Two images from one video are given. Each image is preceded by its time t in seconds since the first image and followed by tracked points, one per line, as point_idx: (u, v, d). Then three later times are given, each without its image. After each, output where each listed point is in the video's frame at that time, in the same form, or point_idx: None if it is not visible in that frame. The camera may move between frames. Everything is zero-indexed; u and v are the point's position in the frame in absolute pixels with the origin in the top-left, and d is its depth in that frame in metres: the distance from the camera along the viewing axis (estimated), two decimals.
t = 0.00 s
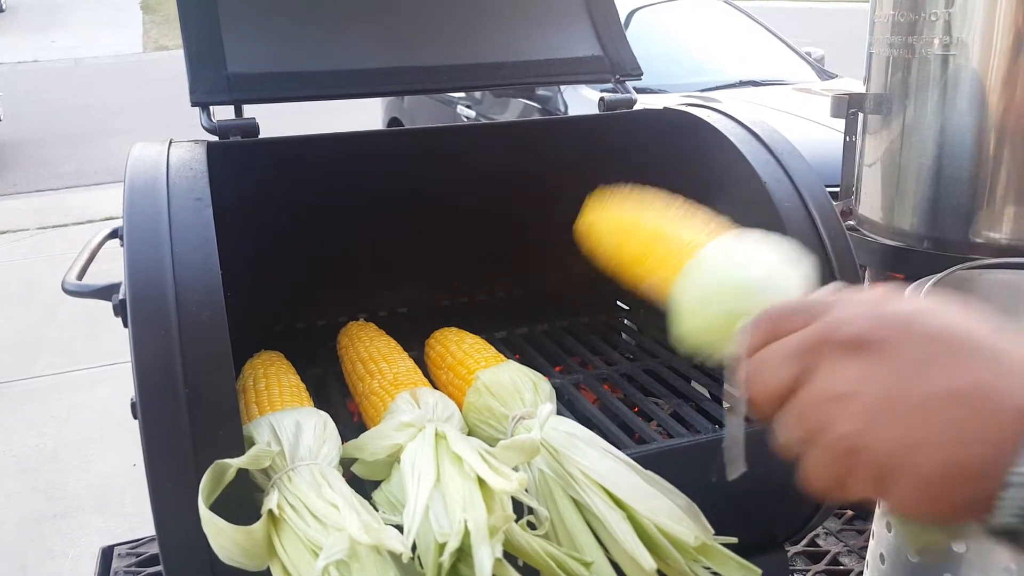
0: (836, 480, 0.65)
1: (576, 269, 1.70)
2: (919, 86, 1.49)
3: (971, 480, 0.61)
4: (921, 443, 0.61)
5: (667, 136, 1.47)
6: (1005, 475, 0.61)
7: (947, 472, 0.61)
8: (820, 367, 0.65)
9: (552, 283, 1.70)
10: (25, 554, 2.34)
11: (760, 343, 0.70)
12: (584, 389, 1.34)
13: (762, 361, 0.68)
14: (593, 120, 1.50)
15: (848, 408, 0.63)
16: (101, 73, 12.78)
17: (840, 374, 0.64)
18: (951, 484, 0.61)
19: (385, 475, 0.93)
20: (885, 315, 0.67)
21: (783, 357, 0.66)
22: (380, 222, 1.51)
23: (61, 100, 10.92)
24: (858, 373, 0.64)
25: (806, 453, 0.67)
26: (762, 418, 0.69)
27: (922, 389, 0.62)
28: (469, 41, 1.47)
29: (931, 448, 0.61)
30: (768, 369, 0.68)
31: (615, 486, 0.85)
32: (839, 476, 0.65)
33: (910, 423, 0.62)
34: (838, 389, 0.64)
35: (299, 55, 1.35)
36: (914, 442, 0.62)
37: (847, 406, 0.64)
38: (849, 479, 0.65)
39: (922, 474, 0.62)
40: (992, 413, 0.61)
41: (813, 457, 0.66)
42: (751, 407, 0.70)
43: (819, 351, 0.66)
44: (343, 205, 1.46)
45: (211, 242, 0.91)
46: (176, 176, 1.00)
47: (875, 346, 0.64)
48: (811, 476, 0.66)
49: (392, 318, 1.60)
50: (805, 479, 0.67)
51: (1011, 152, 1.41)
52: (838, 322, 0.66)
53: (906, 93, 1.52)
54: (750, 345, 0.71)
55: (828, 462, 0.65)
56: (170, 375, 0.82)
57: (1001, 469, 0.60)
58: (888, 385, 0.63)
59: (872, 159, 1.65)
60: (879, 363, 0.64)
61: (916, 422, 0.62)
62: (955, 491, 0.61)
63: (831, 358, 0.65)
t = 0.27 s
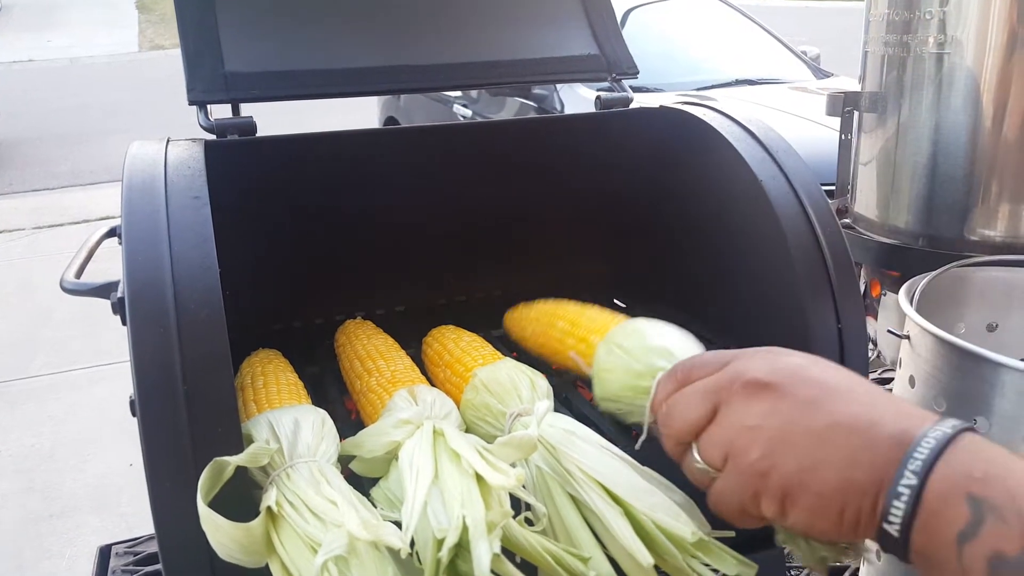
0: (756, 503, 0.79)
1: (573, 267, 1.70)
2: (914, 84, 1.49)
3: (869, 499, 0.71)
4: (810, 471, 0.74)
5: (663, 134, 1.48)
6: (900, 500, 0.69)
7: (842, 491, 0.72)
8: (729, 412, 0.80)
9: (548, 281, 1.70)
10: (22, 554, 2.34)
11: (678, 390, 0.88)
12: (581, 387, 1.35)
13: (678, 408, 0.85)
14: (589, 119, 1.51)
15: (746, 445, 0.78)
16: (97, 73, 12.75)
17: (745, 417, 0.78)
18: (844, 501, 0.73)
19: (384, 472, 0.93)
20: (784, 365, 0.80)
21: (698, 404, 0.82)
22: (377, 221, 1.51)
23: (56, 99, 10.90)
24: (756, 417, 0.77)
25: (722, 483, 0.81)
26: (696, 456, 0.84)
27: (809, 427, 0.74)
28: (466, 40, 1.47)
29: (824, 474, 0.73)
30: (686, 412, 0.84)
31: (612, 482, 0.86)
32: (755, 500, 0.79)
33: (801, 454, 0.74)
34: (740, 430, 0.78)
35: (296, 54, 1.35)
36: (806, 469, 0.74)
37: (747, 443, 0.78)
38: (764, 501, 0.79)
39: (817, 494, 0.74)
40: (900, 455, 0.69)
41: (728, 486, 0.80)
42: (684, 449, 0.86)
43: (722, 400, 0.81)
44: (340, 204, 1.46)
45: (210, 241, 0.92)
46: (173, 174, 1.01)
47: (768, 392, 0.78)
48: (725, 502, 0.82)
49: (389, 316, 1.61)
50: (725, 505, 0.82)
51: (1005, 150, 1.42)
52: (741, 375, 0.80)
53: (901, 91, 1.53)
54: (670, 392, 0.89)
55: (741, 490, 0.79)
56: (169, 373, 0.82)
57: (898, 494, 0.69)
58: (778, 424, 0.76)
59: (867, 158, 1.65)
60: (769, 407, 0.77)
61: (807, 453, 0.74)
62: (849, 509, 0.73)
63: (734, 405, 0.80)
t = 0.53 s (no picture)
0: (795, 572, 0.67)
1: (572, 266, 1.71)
2: (912, 83, 1.50)
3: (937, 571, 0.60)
4: (858, 530, 0.63)
5: (662, 133, 1.48)
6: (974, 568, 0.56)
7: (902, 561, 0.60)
8: (769, 463, 0.70)
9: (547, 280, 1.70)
10: (22, 554, 2.34)
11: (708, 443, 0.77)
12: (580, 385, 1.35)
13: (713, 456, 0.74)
14: (588, 118, 1.51)
15: (790, 503, 0.67)
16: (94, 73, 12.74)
17: (789, 469, 0.68)
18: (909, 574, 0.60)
19: (384, 471, 0.94)
20: (831, 417, 0.71)
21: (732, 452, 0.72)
22: (377, 220, 1.51)
23: (54, 99, 10.89)
24: (800, 469, 0.68)
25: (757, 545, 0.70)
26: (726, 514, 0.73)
27: (859, 480, 0.65)
28: (465, 39, 1.47)
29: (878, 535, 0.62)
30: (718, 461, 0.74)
31: (611, 480, 0.86)
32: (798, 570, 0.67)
33: (853, 512, 0.64)
34: (783, 484, 0.68)
35: (294, 54, 1.36)
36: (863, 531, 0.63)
37: (787, 499, 0.67)
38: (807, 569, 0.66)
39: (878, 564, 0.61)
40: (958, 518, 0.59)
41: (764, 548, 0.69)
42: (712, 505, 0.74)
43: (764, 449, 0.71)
44: (340, 204, 1.46)
45: (210, 241, 0.92)
46: (174, 174, 1.01)
47: (818, 443, 0.68)
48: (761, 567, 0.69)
49: (389, 315, 1.61)
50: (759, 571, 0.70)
51: (1003, 148, 1.42)
52: (787, 425, 0.71)
53: (899, 90, 1.53)
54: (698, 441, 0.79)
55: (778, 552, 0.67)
56: (171, 373, 0.83)
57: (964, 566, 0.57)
58: (828, 476, 0.66)
59: (865, 157, 1.66)
60: (819, 459, 0.67)
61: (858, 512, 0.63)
62: None
63: (777, 455, 0.70)
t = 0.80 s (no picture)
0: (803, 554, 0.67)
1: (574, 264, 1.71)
2: (914, 80, 1.50)
3: (950, 575, 0.63)
4: (890, 532, 0.63)
5: (663, 131, 1.48)
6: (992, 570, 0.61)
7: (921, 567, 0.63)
8: (807, 448, 0.66)
9: (549, 279, 1.71)
10: (25, 554, 2.35)
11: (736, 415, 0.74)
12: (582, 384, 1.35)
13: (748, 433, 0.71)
14: (589, 116, 1.51)
15: (825, 491, 0.64)
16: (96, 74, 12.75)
17: (826, 458, 0.65)
18: None
19: (386, 469, 0.94)
20: (878, 412, 0.68)
21: (768, 433, 0.69)
22: (378, 219, 1.51)
23: (55, 101, 10.91)
24: (843, 463, 0.64)
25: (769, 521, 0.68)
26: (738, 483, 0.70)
27: (902, 489, 0.63)
28: (466, 38, 1.47)
29: (904, 541, 0.63)
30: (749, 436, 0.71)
31: (613, 476, 0.86)
32: (805, 549, 0.66)
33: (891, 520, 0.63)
34: (819, 471, 0.65)
35: (296, 53, 1.36)
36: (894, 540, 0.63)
37: (820, 489, 0.64)
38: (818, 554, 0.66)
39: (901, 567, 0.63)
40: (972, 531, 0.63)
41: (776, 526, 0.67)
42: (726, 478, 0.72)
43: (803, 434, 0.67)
44: (342, 202, 1.47)
45: (212, 240, 0.92)
46: (175, 173, 1.01)
47: (866, 439, 0.65)
48: (764, 540, 0.68)
49: (390, 314, 1.61)
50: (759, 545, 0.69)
51: (1005, 145, 1.42)
52: (832, 414, 0.67)
53: (901, 87, 1.53)
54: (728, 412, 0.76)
55: (794, 533, 0.66)
56: (174, 372, 0.83)
57: None
58: (869, 478, 0.63)
59: (867, 154, 1.66)
60: (864, 460, 0.64)
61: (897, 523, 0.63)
62: None
63: (819, 441, 0.66)
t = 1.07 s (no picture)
0: (774, 533, 0.73)
1: (574, 262, 1.70)
2: (915, 78, 1.49)
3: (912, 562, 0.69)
4: (858, 516, 0.70)
5: (663, 128, 1.48)
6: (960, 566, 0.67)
7: (887, 551, 0.70)
8: (778, 436, 0.74)
9: (549, 277, 1.70)
10: (27, 552, 2.35)
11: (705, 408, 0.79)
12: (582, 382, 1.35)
13: (721, 424, 0.77)
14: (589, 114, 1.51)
15: (800, 476, 0.71)
16: (97, 73, 12.76)
17: (800, 446, 0.72)
18: (891, 562, 0.70)
19: (385, 467, 0.94)
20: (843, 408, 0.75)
21: (741, 422, 0.76)
22: (378, 217, 1.51)
23: (57, 100, 10.92)
24: (816, 451, 0.71)
25: (743, 504, 0.74)
26: (712, 469, 0.76)
27: (872, 477, 0.70)
28: (465, 36, 1.47)
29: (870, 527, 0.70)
30: (723, 426, 0.76)
31: (611, 474, 0.86)
32: (777, 530, 0.73)
33: (861, 506, 0.70)
34: (794, 458, 0.72)
35: (296, 51, 1.36)
36: (867, 522, 0.70)
37: (794, 473, 0.71)
38: (789, 534, 0.73)
39: (868, 548, 0.70)
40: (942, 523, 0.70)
41: (750, 509, 0.73)
42: (698, 463, 0.77)
43: (775, 423, 0.74)
44: (341, 201, 1.46)
45: (211, 237, 0.92)
46: (174, 171, 1.01)
47: (835, 431, 0.72)
48: (738, 522, 0.74)
49: (390, 312, 1.61)
50: (732, 527, 0.74)
51: (1007, 142, 1.42)
52: (802, 406, 0.74)
53: (902, 85, 1.53)
54: (698, 406, 0.82)
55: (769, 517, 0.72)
56: (172, 369, 0.83)
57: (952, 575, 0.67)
58: (840, 467, 0.70)
59: (868, 152, 1.66)
60: (837, 450, 0.71)
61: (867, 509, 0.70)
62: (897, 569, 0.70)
63: (790, 430, 0.73)
